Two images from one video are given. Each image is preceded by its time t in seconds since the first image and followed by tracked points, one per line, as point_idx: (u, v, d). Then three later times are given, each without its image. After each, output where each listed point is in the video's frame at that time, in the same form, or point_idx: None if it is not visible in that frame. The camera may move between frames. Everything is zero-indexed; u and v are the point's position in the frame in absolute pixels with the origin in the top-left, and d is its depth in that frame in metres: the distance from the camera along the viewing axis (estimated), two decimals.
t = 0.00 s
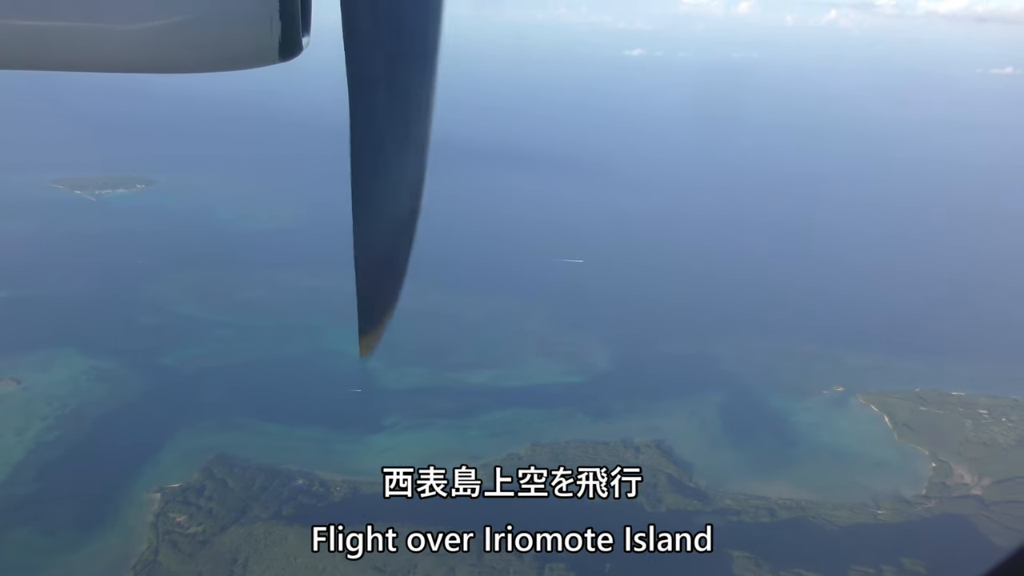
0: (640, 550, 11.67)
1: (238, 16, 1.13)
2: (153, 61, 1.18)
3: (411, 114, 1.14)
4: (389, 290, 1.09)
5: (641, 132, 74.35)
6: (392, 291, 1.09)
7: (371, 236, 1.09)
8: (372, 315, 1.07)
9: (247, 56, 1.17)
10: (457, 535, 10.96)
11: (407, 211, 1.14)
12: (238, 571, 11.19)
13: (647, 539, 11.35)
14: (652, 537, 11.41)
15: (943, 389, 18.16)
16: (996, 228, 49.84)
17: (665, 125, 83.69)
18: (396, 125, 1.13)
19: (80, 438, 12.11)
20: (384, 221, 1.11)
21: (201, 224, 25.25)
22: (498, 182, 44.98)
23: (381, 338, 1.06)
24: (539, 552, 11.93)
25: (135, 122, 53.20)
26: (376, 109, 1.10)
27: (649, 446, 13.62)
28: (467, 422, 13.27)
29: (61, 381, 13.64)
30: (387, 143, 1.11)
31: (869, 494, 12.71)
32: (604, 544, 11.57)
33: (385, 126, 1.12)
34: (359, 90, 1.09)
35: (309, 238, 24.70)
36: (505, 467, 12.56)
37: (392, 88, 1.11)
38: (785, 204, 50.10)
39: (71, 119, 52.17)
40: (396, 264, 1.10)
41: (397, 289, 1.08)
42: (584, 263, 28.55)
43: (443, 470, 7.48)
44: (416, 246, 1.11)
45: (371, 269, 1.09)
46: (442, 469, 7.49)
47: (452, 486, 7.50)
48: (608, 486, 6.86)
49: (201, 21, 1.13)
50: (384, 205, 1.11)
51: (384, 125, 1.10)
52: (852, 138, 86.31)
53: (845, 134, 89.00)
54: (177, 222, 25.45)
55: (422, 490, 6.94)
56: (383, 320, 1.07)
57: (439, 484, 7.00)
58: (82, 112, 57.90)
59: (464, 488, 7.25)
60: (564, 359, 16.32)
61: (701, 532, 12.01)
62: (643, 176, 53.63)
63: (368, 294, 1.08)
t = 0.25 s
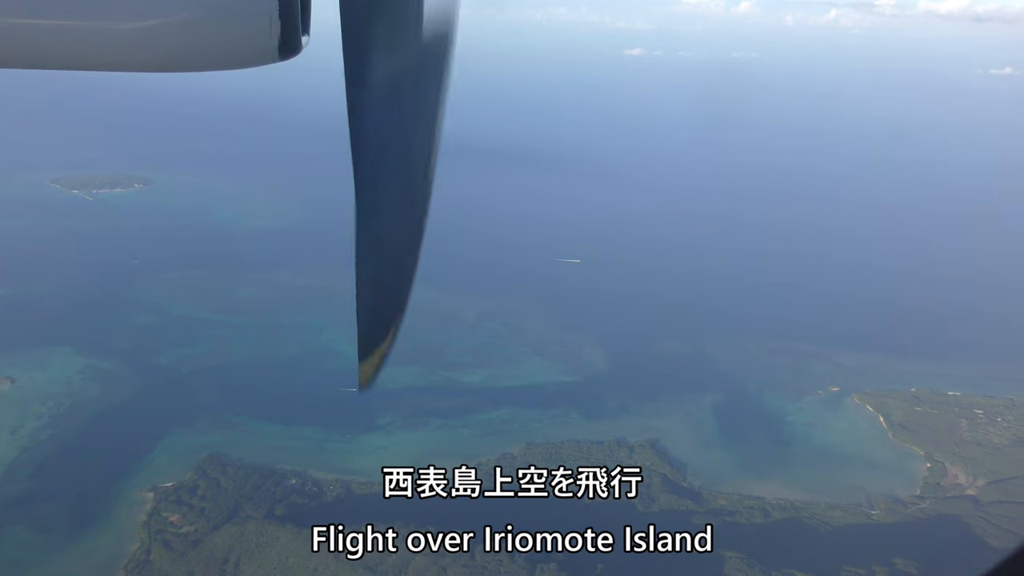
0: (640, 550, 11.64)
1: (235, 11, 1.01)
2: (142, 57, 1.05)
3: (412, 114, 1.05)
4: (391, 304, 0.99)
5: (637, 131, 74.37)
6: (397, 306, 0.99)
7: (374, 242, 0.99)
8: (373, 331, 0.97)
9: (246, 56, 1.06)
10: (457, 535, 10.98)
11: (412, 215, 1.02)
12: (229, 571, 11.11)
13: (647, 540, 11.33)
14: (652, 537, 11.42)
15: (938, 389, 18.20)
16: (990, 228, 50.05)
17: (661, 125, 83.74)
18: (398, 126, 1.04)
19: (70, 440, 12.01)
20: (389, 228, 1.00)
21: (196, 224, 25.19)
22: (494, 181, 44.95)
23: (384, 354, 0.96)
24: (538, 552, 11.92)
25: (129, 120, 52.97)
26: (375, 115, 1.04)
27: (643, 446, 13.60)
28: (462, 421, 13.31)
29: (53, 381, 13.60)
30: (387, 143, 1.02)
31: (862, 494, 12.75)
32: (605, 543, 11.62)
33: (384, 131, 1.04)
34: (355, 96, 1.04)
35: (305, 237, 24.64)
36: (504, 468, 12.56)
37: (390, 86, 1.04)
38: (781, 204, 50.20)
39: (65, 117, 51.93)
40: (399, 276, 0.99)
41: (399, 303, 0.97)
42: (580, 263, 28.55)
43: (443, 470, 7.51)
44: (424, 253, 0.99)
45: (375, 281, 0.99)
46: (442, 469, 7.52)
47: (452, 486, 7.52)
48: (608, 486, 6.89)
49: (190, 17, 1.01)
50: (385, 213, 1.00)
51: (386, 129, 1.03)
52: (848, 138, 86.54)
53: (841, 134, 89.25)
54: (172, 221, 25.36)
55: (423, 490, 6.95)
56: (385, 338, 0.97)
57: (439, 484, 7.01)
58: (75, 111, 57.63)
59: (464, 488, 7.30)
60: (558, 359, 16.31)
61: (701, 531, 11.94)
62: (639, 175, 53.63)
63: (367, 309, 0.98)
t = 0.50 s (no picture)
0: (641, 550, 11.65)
1: (238, 16, 1.05)
2: (142, 55, 1.10)
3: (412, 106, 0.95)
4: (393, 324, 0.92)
5: (635, 132, 74.44)
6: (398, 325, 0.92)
7: (373, 257, 0.91)
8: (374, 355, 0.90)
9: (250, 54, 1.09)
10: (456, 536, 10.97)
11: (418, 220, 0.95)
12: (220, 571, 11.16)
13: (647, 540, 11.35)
14: (652, 537, 11.45)
15: (933, 390, 18.26)
16: (988, 228, 50.18)
17: (659, 125, 83.85)
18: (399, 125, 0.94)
19: (64, 441, 12.01)
20: (392, 240, 0.92)
21: (194, 224, 25.17)
22: (490, 181, 45.00)
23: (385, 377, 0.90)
24: (539, 552, 11.93)
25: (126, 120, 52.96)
26: (370, 109, 0.93)
27: (637, 446, 13.61)
28: (456, 422, 13.31)
29: (49, 381, 13.61)
30: (384, 147, 0.93)
31: (855, 495, 12.73)
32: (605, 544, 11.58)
33: (385, 129, 0.94)
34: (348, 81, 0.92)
35: (303, 237, 24.65)
36: (504, 468, 12.60)
37: (388, 71, 0.92)
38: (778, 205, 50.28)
39: (61, 117, 51.90)
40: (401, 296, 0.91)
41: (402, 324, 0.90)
42: (576, 263, 28.59)
43: (443, 471, 7.54)
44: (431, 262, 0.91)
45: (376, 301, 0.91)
46: (442, 469, 7.55)
47: (452, 486, 7.55)
48: (608, 486, 6.93)
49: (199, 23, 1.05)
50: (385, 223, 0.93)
51: (382, 124, 0.93)
52: (845, 139, 86.72)
53: (838, 134, 89.46)
54: (169, 221, 25.34)
55: (422, 490, 6.98)
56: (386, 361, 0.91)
57: (439, 484, 7.03)
58: (71, 110, 57.59)
59: (464, 488, 7.33)
60: (554, 359, 16.32)
61: (701, 532, 11.91)
62: (636, 175, 53.69)
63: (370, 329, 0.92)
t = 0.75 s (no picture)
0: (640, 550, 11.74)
1: (241, 12, 1.46)
2: (160, 40, 1.49)
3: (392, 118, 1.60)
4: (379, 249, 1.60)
5: (634, 131, 74.25)
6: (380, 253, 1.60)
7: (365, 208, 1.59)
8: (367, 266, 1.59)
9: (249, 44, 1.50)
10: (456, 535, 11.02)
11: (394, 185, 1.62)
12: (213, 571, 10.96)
13: (646, 540, 11.43)
14: (652, 537, 11.53)
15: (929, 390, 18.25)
16: (987, 228, 50.15)
17: (658, 125, 83.61)
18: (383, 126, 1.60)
19: (60, 440, 12.04)
20: (376, 196, 1.60)
21: (190, 224, 25.13)
22: (489, 181, 44.84)
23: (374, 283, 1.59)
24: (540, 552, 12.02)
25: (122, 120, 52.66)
26: (367, 121, 1.58)
27: (631, 446, 13.62)
28: (451, 421, 13.30)
29: (44, 381, 13.64)
30: (379, 139, 1.60)
31: (849, 495, 12.73)
32: (604, 543, 11.64)
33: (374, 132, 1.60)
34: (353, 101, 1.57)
35: (300, 237, 24.63)
36: (505, 468, 12.69)
37: (379, 98, 1.59)
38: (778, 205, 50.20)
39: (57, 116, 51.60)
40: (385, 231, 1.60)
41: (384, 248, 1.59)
42: (573, 262, 28.53)
43: (444, 471, 7.59)
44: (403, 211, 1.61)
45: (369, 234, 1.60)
46: (442, 469, 7.60)
47: (452, 486, 7.60)
48: (608, 486, 6.98)
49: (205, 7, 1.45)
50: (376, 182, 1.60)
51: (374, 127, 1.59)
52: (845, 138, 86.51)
53: (838, 134, 89.28)
54: (165, 221, 25.28)
55: (423, 490, 7.03)
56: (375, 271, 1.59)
57: (439, 484, 7.08)
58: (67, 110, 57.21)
59: (464, 488, 7.38)
60: (547, 358, 16.34)
61: (700, 532, 11.93)
62: (635, 175, 53.55)
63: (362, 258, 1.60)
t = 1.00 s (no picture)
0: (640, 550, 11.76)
1: (238, 15, 1.16)
2: (143, 53, 1.21)
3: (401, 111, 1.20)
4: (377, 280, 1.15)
5: (632, 132, 74.30)
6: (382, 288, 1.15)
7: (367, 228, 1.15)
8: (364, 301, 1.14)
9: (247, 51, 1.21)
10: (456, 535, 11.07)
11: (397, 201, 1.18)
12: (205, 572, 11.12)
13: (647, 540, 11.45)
14: (652, 537, 11.56)
15: (925, 390, 18.29)
16: (986, 228, 50.24)
17: (657, 125, 83.66)
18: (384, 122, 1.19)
19: (56, 440, 12.05)
20: (382, 210, 1.17)
21: (187, 224, 25.09)
22: (487, 181, 44.87)
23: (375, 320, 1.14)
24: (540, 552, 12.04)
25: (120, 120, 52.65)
26: (368, 122, 1.17)
27: (626, 447, 13.61)
28: (446, 422, 13.29)
29: (38, 381, 13.64)
30: (379, 142, 1.17)
31: (844, 496, 12.75)
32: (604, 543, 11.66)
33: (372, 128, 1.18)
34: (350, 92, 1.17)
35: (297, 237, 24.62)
36: (505, 468, 12.73)
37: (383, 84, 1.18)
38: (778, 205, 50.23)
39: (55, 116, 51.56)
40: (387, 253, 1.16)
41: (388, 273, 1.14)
42: (570, 262, 28.56)
43: (444, 471, 7.60)
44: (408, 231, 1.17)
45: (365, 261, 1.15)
46: (442, 470, 7.61)
47: (452, 486, 7.62)
48: (608, 486, 7.02)
49: (194, 18, 1.16)
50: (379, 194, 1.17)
51: (373, 132, 1.18)
52: (844, 139, 86.62)
53: (837, 134, 89.35)
54: (162, 221, 25.23)
55: (423, 490, 7.05)
56: (378, 306, 1.13)
57: (439, 484, 7.11)
58: (65, 109, 57.18)
59: (464, 488, 7.41)
60: (543, 359, 16.32)
61: (700, 531, 11.95)
62: (634, 175, 53.55)
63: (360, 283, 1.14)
